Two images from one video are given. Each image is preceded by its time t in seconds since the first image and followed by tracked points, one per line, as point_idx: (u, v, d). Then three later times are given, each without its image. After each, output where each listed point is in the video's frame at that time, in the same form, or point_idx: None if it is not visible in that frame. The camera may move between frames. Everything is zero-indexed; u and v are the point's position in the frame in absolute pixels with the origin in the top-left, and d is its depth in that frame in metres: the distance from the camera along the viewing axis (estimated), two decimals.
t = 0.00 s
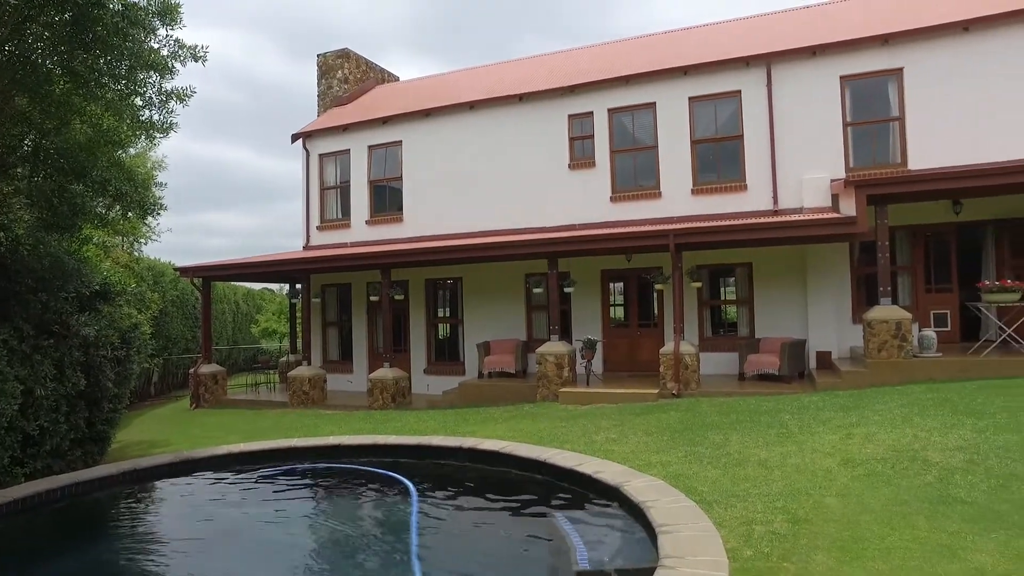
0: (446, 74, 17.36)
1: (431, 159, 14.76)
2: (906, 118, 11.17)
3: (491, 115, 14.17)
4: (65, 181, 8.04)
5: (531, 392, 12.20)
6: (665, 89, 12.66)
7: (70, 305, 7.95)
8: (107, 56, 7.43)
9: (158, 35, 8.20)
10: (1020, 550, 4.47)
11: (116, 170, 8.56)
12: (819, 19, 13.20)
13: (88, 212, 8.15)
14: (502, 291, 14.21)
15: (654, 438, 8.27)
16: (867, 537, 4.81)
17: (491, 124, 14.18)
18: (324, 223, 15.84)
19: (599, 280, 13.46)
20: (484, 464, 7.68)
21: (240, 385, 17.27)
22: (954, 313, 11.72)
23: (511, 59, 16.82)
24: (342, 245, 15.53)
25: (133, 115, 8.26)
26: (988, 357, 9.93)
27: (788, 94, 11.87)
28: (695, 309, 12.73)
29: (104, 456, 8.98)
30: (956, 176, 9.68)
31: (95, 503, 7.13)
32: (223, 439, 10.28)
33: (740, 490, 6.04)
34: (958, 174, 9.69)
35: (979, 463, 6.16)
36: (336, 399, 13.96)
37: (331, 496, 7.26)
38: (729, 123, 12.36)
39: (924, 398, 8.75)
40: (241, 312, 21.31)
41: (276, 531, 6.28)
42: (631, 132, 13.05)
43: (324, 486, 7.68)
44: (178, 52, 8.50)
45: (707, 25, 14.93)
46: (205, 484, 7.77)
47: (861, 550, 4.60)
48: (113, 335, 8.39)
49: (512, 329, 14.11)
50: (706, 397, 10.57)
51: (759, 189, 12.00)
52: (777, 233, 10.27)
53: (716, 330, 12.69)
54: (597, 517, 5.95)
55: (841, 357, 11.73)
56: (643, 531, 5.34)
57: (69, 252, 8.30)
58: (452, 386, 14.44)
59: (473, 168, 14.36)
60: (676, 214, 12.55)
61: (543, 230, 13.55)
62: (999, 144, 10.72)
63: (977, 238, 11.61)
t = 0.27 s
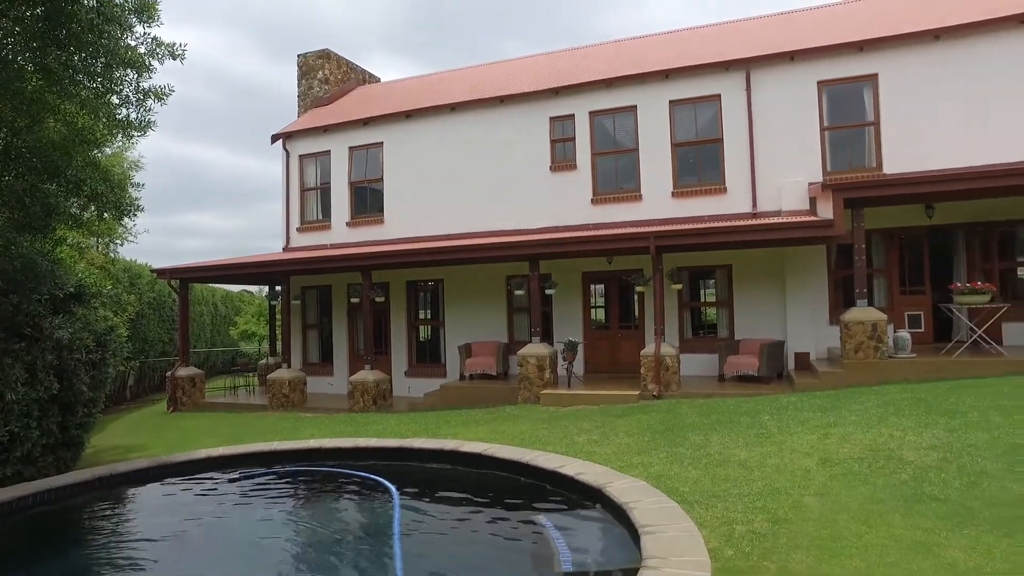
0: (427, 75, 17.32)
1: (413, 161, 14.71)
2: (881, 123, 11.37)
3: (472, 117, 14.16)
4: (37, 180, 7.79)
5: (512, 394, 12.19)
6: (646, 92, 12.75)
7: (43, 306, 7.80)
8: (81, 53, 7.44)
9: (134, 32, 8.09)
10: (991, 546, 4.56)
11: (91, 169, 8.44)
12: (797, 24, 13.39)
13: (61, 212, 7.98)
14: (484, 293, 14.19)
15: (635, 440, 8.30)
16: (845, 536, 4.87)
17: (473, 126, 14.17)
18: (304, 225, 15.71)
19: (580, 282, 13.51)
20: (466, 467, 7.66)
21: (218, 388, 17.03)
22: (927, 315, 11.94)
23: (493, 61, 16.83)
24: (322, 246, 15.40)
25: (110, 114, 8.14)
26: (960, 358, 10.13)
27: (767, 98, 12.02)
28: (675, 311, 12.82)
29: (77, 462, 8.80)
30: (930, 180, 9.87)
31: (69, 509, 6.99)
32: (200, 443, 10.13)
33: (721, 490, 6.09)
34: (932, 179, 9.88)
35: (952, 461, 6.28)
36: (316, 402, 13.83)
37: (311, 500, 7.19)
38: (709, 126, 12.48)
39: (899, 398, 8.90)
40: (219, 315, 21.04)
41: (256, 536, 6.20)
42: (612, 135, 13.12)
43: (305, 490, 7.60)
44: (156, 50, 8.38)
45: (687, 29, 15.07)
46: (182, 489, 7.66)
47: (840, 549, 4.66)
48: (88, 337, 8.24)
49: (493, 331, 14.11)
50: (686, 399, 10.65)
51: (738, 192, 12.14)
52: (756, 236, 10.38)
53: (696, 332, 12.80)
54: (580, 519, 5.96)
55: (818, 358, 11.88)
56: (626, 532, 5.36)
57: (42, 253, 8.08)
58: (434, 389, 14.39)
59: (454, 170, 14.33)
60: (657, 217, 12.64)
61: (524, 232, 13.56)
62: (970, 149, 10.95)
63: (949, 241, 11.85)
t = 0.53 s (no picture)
0: (407, 76, 17.26)
1: (392, 162, 14.64)
2: (855, 128, 11.58)
3: (452, 118, 14.14)
4: (5, 177, 7.58)
5: (491, 395, 12.19)
6: (624, 95, 12.85)
7: (12, 308, 7.61)
8: (53, 47, 7.35)
9: (108, 28, 7.96)
10: (961, 541, 4.66)
11: (63, 167, 8.28)
12: (773, 30, 13.59)
13: (31, 211, 7.80)
14: (463, 295, 14.17)
15: (613, 440, 8.35)
16: (820, 533, 4.95)
17: (452, 127, 14.15)
18: (281, 226, 15.55)
19: (559, 284, 13.55)
20: (445, 468, 7.63)
21: (192, 391, 16.77)
22: (898, 316, 12.18)
23: (473, 63, 16.82)
24: (300, 247, 15.26)
25: (83, 110, 7.96)
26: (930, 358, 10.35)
27: (743, 102, 12.17)
28: (653, 312, 12.92)
29: (47, 467, 8.60)
30: (901, 184, 10.08)
31: (39, 515, 6.83)
32: (175, 447, 9.97)
33: (699, 490, 6.16)
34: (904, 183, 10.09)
35: (923, 459, 6.41)
36: (294, 405, 13.69)
37: (289, 503, 7.10)
38: (687, 130, 12.61)
39: (872, 398, 9.07)
40: (194, 316, 20.73)
41: (233, 540, 6.11)
42: (591, 138, 13.19)
43: (282, 493, 7.52)
44: (130, 46, 8.24)
45: (666, 33, 15.20)
46: (156, 494, 7.53)
47: (815, 546, 4.73)
48: (58, 339, 8.04)
49: (472, 333, 14.09)
50: (664, 400, 10.73)
51: (715, 195, 12.28)
52: (733, 238, 10.51)
53: (673, 333, 12.91)
54: (560, 519, 5.97)
55: (793, 358, 12.05)
56: (605, 532, 5.39)
57: (10, 252, 7.92)
58: (412, 391, 14.32)
59: (434, 171, 14.30)
60: (635, 219, 12.73)
61: (504, 233, 13.57)
62: (940, 154, 11.20)
63: (919, 245, 12.11)
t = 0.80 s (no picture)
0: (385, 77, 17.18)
1: (370, 163, 14.55)
2: (827, 132, 11.80)
3: (430, 120, 14.10)
4: None
5: (469, 397, 12.16)
6: (602, 98, 12.93)
7: None
8: (20, 42, 7.23)
9: (79, 24, 7.80)
10: (930, 536, 4.77)
11: (31, 166, 8.22)
12: (748, 36, 13.78)
13: None
14: (441, 296, 14.14)
15: (592, 441, 8.38)
16: (795, 530, 5.03)
17: (431, 129, 14.11)
18: (257, 226, 15.37)
19: (537, 285, 13.58)
20: (424, 470, 7.60)
21: (165, 394, 16.49)
22: (870, 317, 12.41)
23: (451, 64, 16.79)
24: (276, 248, 15.09)
25: (53, 107, 7.72)
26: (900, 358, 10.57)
27: (719, 106, 12.32)
28: (631, 314, 13.00)
29: (14, 472, 8.39)
30: (872, 188, 10.29)
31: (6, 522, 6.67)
32: (147, 451, 9.79)
33: (676, 489, 6.21)
34: (874, 187, 10.30)
35: (894, 456, 6.54)
36: (269, 407, 13.52)
37: (266, 506, 7.02)
38: (664, 133, 12.74)
39: (844, 397, 9.23)
40: (168, 318, 20.39)
41: (208, 544, 6.03)
42: (569, 140, 13.25)
43: (258, 496, 7.43)
44: (103, 42, 8.08)
45: (643, 37, 15.33)
46: (129, 499, 7.39)
47: (790, 543, 4.80)
48: (26, 342, 7.81)
49: (450, 334, 14.06)
50: (642, 400, 10.80)
51: (692, 197, 12.41)
52: (709, 240, 10.64)
53: (650, 335, 13.01)
54: (539, 519, 5.99)
55: (768, 359, 12.21)
56: (584, 531, 5.41)
57: None
58: (390, 393, 14.23)
59: (412, 172, 14.24)
60: (613, 221, 12.81)
61: (482, 235, 13.56)
62: (910, 158, 11.45)
63: (889, 247, 12.35)
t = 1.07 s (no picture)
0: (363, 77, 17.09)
1: (347, 163, 14.46)
2: (801, 137, 12.00)
3: (408, 121, 14.05)
4: None
5: (447, 399, 12.13)
6: (580, 101, 13.00)
7: None
8: None
9: (49, 19, 7.67)
10: (900, 532, 4.87)
11: None
12: (724, 41, 13.96)
13: None
14: (419, 298, 14.10)
15: (570, 443, 8.42)
16: (770, 528, 5.11)
17: (409, 130, 14.07)
18: (232, 227, 15.18)
19: (515, 287, 13.60)
20: (402, 472, 7.57)
21: (137, 397, 16.19)
22: (842, 319, 12.64)
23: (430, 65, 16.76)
24: (252, 249, 14.91)
25: (22, 102, 7.56)
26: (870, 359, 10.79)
27: (696, 110, 12.46)
28: (608, 315, 13.09)
29: None
30: (844, 192, 10.50)
31: None
32: (118, 455, 9.60)
33: (654, 489, 6.27)
34: (846, 191, 10.51)
35: (866, 455, 6.67)
36: (244, 410, 13.35)
37: (240, 510, 6.93)
38: (641, 136, 12.85)
39: (817, 398, 9.39)
40: (139, 320, 20.02)
41: (182, 548, 5.94)
42: (547, 142, 13.30)
43: (233, 500, 7.33)
44: (75, 39, 7.94)
45: (621, 41, 15.45)
46: (99, 504, 7.25)
47: (765, 541, 4.88)
48: None
49: (428, 336, 14.01)
50: (619, 402, 10.87)
51: (669, 200, 12.53)
52: (685, 242, 10.75)
53: (627, 336, 13.11)
54: (518, 520, 5.99)
55: (743, 361, 12.37)
56: (563, 531, 5.44)
57: None
58: (367, 395, 14.14)
59: (390, 173, 14.18)
60: (591, 223, 12.88)
61: (461, 236, 13.55)
62: (881, 163, 11.69)
63: (860, 250, 12.60)
